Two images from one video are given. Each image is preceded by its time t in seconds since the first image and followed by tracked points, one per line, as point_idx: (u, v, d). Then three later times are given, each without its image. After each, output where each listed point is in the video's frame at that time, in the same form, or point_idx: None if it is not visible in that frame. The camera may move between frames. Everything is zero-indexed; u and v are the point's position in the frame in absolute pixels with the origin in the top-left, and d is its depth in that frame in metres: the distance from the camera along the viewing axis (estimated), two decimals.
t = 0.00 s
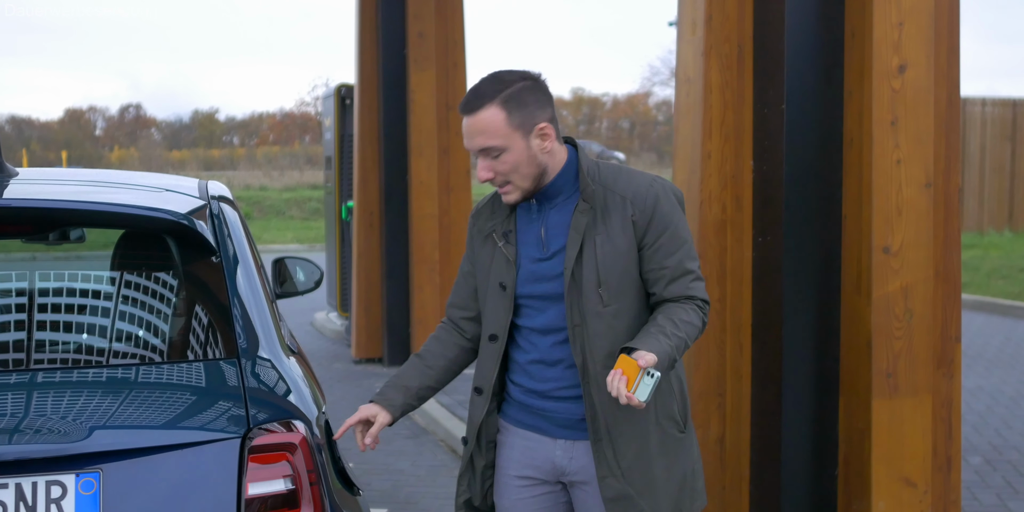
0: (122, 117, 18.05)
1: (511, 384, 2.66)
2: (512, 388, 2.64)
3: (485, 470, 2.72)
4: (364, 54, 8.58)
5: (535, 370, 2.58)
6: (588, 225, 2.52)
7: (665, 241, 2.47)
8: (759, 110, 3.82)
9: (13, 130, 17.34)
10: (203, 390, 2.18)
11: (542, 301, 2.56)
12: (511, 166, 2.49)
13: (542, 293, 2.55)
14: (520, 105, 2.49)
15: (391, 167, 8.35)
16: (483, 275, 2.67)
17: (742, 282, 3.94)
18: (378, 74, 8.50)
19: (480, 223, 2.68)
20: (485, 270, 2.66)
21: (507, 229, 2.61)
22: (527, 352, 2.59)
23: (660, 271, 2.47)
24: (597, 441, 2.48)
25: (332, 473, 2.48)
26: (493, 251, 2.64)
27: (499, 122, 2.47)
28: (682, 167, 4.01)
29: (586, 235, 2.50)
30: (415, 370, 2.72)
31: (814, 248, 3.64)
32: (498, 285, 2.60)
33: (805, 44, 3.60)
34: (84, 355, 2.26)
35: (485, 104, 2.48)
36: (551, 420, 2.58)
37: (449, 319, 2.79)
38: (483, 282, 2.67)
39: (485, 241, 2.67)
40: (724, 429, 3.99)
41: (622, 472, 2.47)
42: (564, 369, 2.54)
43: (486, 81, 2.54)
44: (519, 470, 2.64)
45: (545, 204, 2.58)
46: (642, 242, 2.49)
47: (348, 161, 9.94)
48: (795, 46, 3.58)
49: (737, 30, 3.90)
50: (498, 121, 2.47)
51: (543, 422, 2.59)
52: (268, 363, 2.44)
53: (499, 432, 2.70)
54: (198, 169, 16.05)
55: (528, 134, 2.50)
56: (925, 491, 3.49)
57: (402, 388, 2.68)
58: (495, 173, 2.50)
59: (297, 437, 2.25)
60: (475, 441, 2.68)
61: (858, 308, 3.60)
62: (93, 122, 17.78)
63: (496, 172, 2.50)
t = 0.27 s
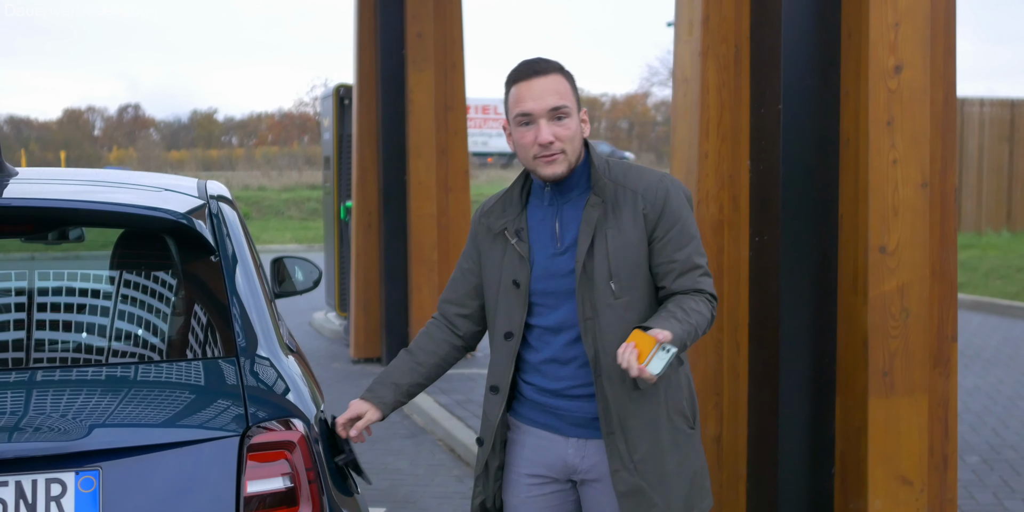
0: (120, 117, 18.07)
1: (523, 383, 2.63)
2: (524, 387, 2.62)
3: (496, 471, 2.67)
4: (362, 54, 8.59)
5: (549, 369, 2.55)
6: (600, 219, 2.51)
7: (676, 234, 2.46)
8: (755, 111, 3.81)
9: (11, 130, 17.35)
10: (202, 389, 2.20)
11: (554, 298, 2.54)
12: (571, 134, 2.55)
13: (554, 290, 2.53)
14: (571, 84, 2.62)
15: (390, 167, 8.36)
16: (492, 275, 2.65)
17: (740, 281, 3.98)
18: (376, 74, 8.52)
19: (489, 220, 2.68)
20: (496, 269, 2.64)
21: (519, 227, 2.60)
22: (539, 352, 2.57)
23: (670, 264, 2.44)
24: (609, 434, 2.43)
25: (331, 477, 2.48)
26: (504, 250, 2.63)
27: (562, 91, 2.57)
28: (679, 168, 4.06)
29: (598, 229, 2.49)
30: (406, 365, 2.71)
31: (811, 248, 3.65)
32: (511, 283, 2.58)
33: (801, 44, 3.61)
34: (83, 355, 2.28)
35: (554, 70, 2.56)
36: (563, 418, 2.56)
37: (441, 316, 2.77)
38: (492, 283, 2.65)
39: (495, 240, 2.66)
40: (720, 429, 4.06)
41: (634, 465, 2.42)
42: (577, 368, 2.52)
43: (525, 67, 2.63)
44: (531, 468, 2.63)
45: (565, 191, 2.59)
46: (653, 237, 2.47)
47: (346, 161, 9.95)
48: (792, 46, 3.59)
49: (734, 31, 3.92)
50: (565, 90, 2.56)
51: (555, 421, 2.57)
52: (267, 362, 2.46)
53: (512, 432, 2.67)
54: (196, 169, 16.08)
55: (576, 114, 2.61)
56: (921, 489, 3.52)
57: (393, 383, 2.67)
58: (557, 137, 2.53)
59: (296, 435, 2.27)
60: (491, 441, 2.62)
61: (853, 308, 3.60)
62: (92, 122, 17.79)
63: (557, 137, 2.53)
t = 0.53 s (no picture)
0: (119, 117, 18.08)
1: (529, 381, 2.65)
2: (534, 386, 2.64)
3: (503, 465, 2.70)
4: (361, 55, 8.61)
5: (560, 367, 2.57)
6: (620, 221, 2.53)
7: (695, 238, 2.49)
8: (751, 112, 3.83)
9: (9, 130, 17.34)
10: (201, 389, 2.21)
11: (567, 295, 2.57)
12: (593, 135, 2.57)
13: (568, 287, 2.56)
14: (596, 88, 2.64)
15: (388, 167, 8.37)
16: (505, 269, 2.69)
17: (736, 280, 3.97)
18: (374, 73, 8.53)
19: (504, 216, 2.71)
20: (510, 264, 2.68)
21: (532, 222, 2.64)
22: (549, 349, 2.60)
23: (687, 267, 2.48)
24: (628, 435, 2.46)
25: (328, 472, 2.49)
26: (517, 245, 2.67)
27: (588, 92, 2.59)
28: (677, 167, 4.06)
29: (618, 231, 2.52)
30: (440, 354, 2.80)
31: (806, 247, 3.67)
32: (523, 278, 2.61)
33: (798, 45, 3.63)
34: (83, 355, 2.29)
35: (581, 70, 2.59)
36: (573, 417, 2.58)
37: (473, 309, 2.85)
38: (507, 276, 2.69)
39: (509, 234, 2.69)
40: (718, 428, 4.05)
41: (652, 465, 2.45)
42: (589, 366, 2.54)
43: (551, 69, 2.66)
44: (539, 465, 2.65)
45: (582, 192, 2.60)
46: (671, 239, 2.50)
47: (344, 161, 9.96)
48: (788, 47, 3.61)
49: (732, 31, 3.93)
50: (591, 91, 2.59)
51: (564, 419, 2.59)
52: (266, 362, 2.47)
53: (517, 428, 2.69)
54: (194, 169, 16.08)
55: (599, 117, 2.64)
56: (917, 489, 3.53)
57: (424, 368, 2.76)
58: (580, 136, 2.54)
59: (295, 435, 2.28)
60: (500, 436, 2.66)
61: (849, 307, 3.61)
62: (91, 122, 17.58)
63: (580, 135, 2.55)
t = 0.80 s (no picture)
0: (117, 116, 18.07)
1: (539, 379, 2.69)
2: (541, 383, 2.67)
3: (508, 456, 2.75)
4: (359, 55, 8.62)
5: (564, 366, 2.59)
6: (626, 228, 2.53)
7: (701, 246, 2.48)
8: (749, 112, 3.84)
9: (7, 130, 17.30)
10: (200, 389, 2.22)
11: (574, 297, 2.58)
12: (597, 141, 2.57)
13: (575, 289, 2.58)
14: (602, 91, 2.63)
15: (386, 167, 8.38)
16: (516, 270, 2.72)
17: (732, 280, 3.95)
18: (373, 73, 8.54)
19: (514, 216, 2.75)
20: (519, 265, 2.71)
21: (542, 224, 2.66)
22: (556, 348, 2.62)
23: (691, 275, 2.48)
24: (627, 439, 2.48)
25: (326, 467, 2.50)
26: (526, 246, 2.70)
27: (592, 98, 2.59)
28: (674, 167, 4.06)
29: (624, 238, 2.52)
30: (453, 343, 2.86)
31: (803, 247, 3.68)
32: (530, 278, 2.64)
33: (794, 45, 3.64)
34: (81, 355, 2.30)
35: (582, 76, 2.58)
36: (575, 415, 2.60)
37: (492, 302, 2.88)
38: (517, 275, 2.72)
39: (520, 236, 2.72)
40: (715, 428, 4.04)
41: (650, 470, 2.46)
42: (593, 366, 2.56)
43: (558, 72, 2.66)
44: (541, 460, 2.67)
45: (592, 196, 2.62)
46: (676, 247, 2.50)
47: (343, 161, 9.96)
48: (785, 48, 3.62)
49: (728, 32, 3.94)
50: (593, 96, 2.58)
51: (568, 416, 2.62)
52: (264, 362, 2.48)
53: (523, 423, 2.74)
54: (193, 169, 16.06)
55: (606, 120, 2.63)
56: (914, 489, 3.54)
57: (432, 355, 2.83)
58: (583, 144, 2.55)
59: (293, 435, 2.28)
60: (502, 428, 2.72)
61: (846, 308, 3.62)
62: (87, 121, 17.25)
63: (583, 143, 2.55)
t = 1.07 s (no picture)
0: (115, 116, 18.05)
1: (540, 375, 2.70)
2: (541, 379, 2.69)
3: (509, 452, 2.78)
4: (357, 54, 8.61)
5: (563, 364, 2.61)
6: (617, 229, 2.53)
7: (687, 251, 2.45)
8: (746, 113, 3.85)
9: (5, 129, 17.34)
10: (196, 389, 2.22)
11: (574, 297, 2.59)
12: (547, 174, 2.53)
13: (574, 290, 2.59)
14: (559, 114, 2.52)
15: (384, 167, 8.38)
16: (523, 267, 2.73)
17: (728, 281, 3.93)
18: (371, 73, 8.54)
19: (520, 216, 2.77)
20: (525, 263, 2.72)
21: (549, 223, 2.67)
22: (556, 346, 2.64)
23: (677, 279, 2.45)
24: (609, 440, 2.50)
25: (322, 466, 2.51)
26: (533, 244, 2.71)
27: (539, 129, 2.51)
28: (671, 168, 4.06)
29: (614, 239, 2.52)
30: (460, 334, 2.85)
31: (799, 247, 3.69)
32: (536, 276, 2.66)
33: (791, 45, 3.64)
34: (77, 355, 2.30)
35: (526, 110, 2.52)
36: (572, 409, 2.62)
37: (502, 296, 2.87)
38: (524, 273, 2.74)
39: (527, 234, 2.73)
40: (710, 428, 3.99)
41: (631, 472, 2.49)
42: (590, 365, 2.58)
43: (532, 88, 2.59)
44: (538, 454, 2.69)
45: (589, 201, 2.61)
46: (665, 250, 2.48)
47: (340, 161, 9.96)
48: (781, 47, 3.63)
49: (725, 33, 3.94)
50: (539, 130, 2.51)
51: (564, 411, 2.63)
52: (261, 362, 2.48)
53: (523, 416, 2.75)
54: (191, 169, 16.05)
55: (565, 142, 2.52)
56: (910, 488, 3.55)
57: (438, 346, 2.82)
58: (533, 179, 2.55)
59: (289, 434, 2.29)
60: (503, 423, 2.74)
61: (842, 307, 3.62)
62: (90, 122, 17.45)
63: (533, 178, 2.55)
